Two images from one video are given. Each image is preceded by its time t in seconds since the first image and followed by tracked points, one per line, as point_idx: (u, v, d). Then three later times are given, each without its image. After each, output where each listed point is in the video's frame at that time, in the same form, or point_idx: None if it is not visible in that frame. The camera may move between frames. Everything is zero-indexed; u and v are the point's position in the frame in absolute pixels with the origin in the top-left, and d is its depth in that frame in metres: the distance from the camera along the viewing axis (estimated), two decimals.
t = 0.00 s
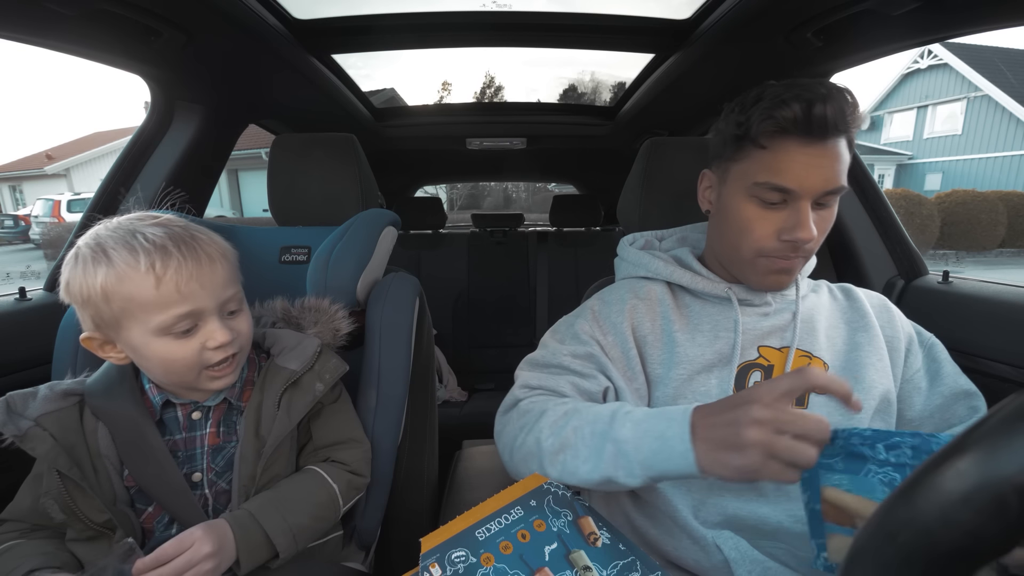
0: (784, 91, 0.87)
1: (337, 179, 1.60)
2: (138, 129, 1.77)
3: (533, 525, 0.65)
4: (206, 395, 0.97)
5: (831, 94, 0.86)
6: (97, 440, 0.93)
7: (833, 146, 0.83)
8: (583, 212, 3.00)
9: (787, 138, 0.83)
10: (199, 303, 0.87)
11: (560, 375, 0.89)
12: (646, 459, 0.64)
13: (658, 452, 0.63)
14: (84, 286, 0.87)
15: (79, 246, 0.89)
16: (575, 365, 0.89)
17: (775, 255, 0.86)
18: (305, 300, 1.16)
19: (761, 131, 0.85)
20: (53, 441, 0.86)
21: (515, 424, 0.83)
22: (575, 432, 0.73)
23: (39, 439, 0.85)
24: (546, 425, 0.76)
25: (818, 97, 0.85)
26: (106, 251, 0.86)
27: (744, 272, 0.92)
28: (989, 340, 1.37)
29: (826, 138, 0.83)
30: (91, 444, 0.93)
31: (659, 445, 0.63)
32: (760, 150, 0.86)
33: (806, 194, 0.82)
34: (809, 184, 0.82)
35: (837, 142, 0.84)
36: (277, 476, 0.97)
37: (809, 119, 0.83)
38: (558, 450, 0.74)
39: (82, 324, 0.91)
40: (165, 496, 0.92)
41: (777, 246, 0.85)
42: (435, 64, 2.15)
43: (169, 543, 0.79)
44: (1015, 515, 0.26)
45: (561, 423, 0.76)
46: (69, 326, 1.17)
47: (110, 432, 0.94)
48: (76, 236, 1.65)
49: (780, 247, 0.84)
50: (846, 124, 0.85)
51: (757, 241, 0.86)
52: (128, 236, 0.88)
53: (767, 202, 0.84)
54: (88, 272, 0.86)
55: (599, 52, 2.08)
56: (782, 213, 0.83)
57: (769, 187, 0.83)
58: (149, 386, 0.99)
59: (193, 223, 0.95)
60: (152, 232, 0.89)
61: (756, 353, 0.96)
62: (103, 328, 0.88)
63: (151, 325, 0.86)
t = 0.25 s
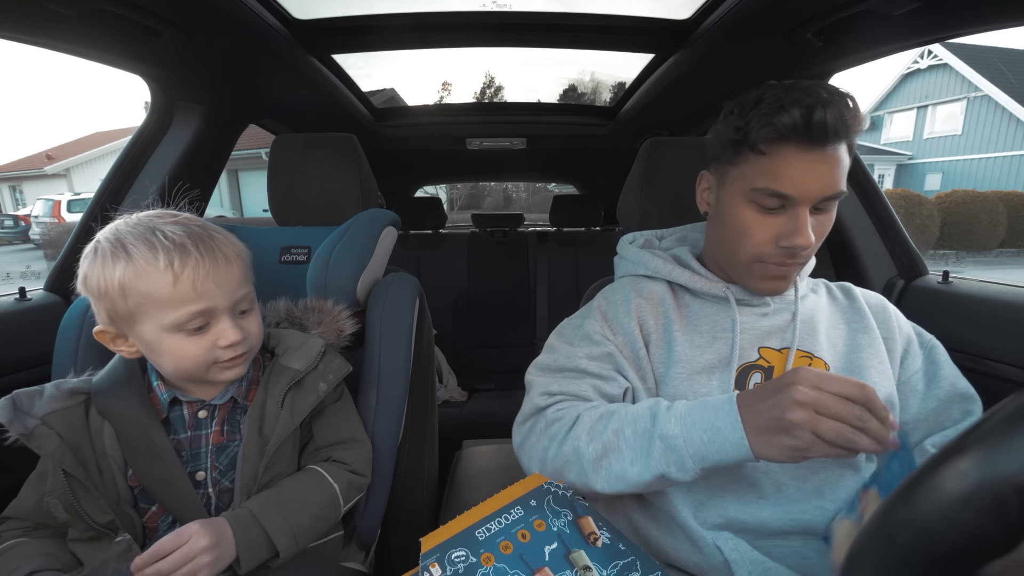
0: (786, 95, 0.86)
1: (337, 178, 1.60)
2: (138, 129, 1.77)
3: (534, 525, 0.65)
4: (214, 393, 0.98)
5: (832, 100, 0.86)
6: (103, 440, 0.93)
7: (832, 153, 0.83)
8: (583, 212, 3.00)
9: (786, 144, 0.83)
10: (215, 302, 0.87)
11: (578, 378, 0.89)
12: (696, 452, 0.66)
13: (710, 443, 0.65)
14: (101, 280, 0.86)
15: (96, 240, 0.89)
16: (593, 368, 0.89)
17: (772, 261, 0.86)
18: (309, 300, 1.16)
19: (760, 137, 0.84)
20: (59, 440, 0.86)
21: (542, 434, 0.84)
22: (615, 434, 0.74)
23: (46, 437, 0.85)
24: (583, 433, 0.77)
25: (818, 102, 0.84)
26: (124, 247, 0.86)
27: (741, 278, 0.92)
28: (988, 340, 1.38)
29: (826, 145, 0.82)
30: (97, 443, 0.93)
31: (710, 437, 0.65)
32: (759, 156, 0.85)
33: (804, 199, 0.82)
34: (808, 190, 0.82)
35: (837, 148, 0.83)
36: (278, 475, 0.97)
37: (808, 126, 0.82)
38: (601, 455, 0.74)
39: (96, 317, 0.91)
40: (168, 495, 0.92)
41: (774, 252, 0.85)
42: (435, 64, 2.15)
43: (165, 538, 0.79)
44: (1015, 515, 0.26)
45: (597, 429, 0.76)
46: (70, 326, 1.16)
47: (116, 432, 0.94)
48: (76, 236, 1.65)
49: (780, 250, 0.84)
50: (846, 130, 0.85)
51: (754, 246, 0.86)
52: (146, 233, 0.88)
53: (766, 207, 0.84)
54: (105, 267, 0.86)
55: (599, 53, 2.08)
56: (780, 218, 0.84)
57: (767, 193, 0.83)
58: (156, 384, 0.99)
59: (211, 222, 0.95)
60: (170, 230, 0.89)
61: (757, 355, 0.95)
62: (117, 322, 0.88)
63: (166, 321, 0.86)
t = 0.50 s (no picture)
0: (773, 99, 0.86)
1: (338, 179, 1.60)
2: (138, 129, 1.77)
3: (534, 525, 0.65)
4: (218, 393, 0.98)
5: (819, 102, 0.85)
6: (104, 440, 0.93)
7: (819, 156, 0.82)
8: (583, 212, 3.00)
9: (773, 148, 0.83)
10: (223, 301, 0.87)
11: (574, 381, 0.88)
12: (682, 484, 0.56)
13: (694, 476, 0.54)
14: (111, 280, 0.86)
15: (105, 240, 0.89)
16: (589, 370, 0.88)
17: (766, 264, 0.86)
18: (310, 300, 1.16)
19: (747, 141, 0.85)
20: (60, 440, 0.86)
21: (537, 442, 0.80)
22: (604, 455, 0.66)
23: (47, 438, 0.85)
24: (573, 448, 0.71)
25: (804, 105, 0.84)
26: (134, 246, 0.86)
27: (737, 280, 0.92)
28: (988, 340, 1.38)
29: (813, 148, 0.82)
30: (98, 444, 0.93)
31: (694, 470, 0.54)
32: (747, 160, 0.85)
33: (796, 203, 0.82)
34: (796, 193, 0.81)
35: (825, 150, 0.83)
36: (277, 475, 0.97)
37: (793, 129, 0.82)
38: (589, 473, 0.68)
39: (103, 317, 0.91)
40: (169, 496, 0.92)
41: (768, 255, 0.85)
42: (435, 64, 2.15)
43: (166, 540, 0.79)
44: (1015, 515, 0.26)
45: (588, 445, 0.70)
46: (70, 325, 1.16)
47: (117, 433, 0.94)
48: (76, 236, 1.65)
49: (774, 253, 0.84)
50: (834, 132, 0.84)
51: (747, 249, 0.86)
52: (156, 232, 0.88)
53: (756, 211, 0.84)
54: (115, 266, 0.86)
55: (599, 53, 2.08)
56: (771, 221, 0.83)
57: (757, 197, 0.83)
58: (157, 385, 0.99)
59: (219, 223, 0.95)
60: (179, 230, 0.89)
61: (758, 356, 0.95)
62: (125, 322, 0.88)
63: (174, 320, 0.86)
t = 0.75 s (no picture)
0: (759, 100, 0.86)
1: (337, 179, 1.60)
2: (138, 129, 1.77)
3: (533, 525, 0.65)
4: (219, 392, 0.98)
5: (806, 103, 0.85)
6: (104, 439, 0.93)
7: (807, 155, 0.82)
8: (583, 213, 3.00)
9: (759, 149, 0.83)
10: (227, 301, 0.88)
11: (560, 382, 0.90)
12: (633, 487, 0.65)
13: (644, 482, 0.63)
14: (115, 279, 0.86)
15: (109, 240, 0.88)
16: (575, 370, 0.89)
17: (757, 263, 0.86)
18: (311, 301, 1.16)
19: (733, 143, 0.85)
20: (61, 439, 0.86)
21: (523, 439, 0.86)
22: (574, 451, 0.74)
23: (47, 437, 0.85)
24: (549, 444, 0.78)
25: (789, 106, 0.84)
26: (138, 246, 0.86)
27: (729, 279, 0.92)
28: (988, 339, 1.38)
29: (800, 148, 0.82)
30: (98, 443, 0.93)
31: (645, 477, 0.63)
32: (734, 161, 0.85)
33: (782, 203, 0.82)
34: (784, 192, 0.81)
35: (812, 150, 0.82)
36: (277, 476, 0.97)
37: (779, 130, 0.82)
38: (561, 467, 0.76)
39: (106, 316, 0.91)
40: (168, 496, 0.92)
41: (758, 254, 0.85)
42: (435, 64, 2.15)
43: (154, 539, 0.79)
44: (1016, 515, 0.26)
45: (562, 442, 0.76)
46: (70, 325, 1.16)
47: (118, 432, 0.94)
48: (76, 236, 1.65)
49: (761, 253, 0.84)
50: (821, 132, 0.84)
51: (737, 249, 0.86)
52: (161, 232, 0.88)
53: (745, 211, 0.84)
54: (119, 266, 0.86)
55: (599, 53, 2.08)
56: (760, 221, 0.83)
57: (745, 197, 0.83)
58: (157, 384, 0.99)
59: (224, 224, 0.95)
60: (184, 230, 0.89)
61: (751, 359, 0.95)
62: (128, 321, 0.88)
63: (178, 320, 0.86)
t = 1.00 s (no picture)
0: (762, 96, 0.86)
1: (337, 178, 1.60)
2: (138, 129, 1.77)
3: (534, 525, 0.65)
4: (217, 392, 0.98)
5: (809, 98, 0.85)
6: (103, 439, 0.93)
7: (812, 149, 0.82)
8: (583, 212, 3.00)
9: (766, 144, 0.82)
10: (222, 302, 0.87)
11: (569, 383, 0.89)
12: (650, 495, 0.64)
13: (664, 489, 0.63)
14: (111, 281, 0.86)
15: (104, 242, 0.88)
16: (583, 371, 0.89)
17: (763, 258, 0.85)
18: (310, 300, 1.16)
19: (739, 137, 0.85)
20: (60, 439, 0.86)
21: (531, 442, 0.85)
22: (585, 456, 0.74)
23: (46, 436, 0.85)
24: (560, 447, 0.77)
25: (794, 101, 0.84)
26: (133, 248, 0.86)
27: (735, 277, 0.92)
28: (988, 339, 1.38)
29: (804, 143, 0.82)
30: (98, 443, 0.93)
31: (665, 483, 0.63)
32: (741, 156, 0.85)
33: (789, 198, 0.82)
34: (791, 186, 0.81)
35: (817, 143, 0.83)
36: (278, 476, 0.97)
37: (785, 124, 0.82)
38: (572, 472, 0.75)
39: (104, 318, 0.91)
40: (168, 496, 0.92)
41: (764, 249, 0.85)
42: (435, 64, 2.15)
43: (157, 536, 0.79)
44: (1015, 515, 0.26)
45: (573, 446, 0.76)
46: (70, 325, 1.16)
47: (117, 432, 0.94)
48: (76, 236, 1.64)
49: (770, 249, 0.84)
50: (825, 126, 0.84)
51: (745, 246, 0.86)
52: (155, 233, 0.88)
53: (752, 206, 0.84)
54: (114, 268, 0.86)
55: (599, 53, 2.08)
56: (767, 216, 0.83)
57: (752, 193, 0.83)
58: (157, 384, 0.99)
59: (220, 225, 0.95)
60: (178, 231, 0.89)
61: (752, 360, 0.95)
62: (124, 322, 0.88)
63: (174, 321, 0.86)
